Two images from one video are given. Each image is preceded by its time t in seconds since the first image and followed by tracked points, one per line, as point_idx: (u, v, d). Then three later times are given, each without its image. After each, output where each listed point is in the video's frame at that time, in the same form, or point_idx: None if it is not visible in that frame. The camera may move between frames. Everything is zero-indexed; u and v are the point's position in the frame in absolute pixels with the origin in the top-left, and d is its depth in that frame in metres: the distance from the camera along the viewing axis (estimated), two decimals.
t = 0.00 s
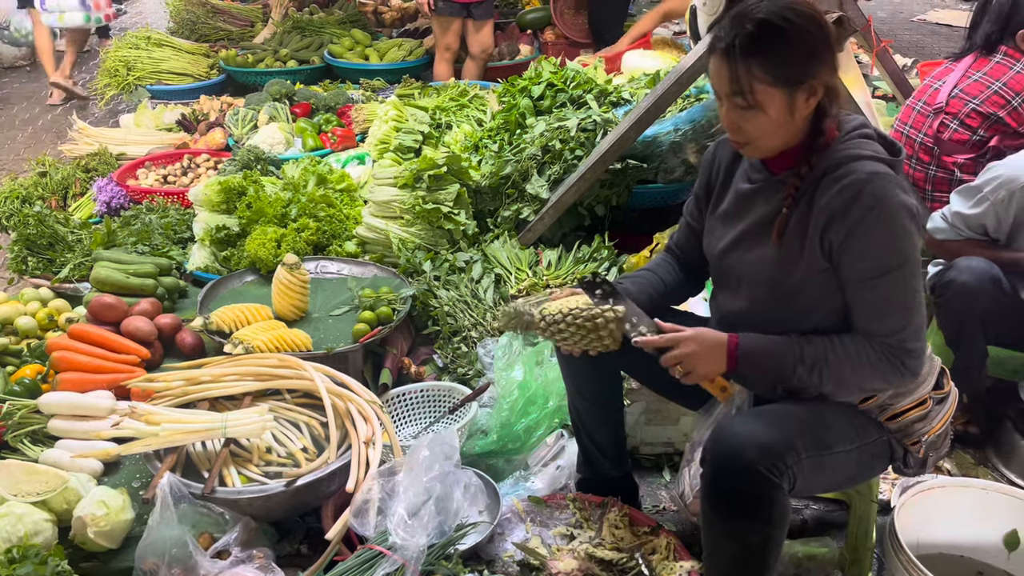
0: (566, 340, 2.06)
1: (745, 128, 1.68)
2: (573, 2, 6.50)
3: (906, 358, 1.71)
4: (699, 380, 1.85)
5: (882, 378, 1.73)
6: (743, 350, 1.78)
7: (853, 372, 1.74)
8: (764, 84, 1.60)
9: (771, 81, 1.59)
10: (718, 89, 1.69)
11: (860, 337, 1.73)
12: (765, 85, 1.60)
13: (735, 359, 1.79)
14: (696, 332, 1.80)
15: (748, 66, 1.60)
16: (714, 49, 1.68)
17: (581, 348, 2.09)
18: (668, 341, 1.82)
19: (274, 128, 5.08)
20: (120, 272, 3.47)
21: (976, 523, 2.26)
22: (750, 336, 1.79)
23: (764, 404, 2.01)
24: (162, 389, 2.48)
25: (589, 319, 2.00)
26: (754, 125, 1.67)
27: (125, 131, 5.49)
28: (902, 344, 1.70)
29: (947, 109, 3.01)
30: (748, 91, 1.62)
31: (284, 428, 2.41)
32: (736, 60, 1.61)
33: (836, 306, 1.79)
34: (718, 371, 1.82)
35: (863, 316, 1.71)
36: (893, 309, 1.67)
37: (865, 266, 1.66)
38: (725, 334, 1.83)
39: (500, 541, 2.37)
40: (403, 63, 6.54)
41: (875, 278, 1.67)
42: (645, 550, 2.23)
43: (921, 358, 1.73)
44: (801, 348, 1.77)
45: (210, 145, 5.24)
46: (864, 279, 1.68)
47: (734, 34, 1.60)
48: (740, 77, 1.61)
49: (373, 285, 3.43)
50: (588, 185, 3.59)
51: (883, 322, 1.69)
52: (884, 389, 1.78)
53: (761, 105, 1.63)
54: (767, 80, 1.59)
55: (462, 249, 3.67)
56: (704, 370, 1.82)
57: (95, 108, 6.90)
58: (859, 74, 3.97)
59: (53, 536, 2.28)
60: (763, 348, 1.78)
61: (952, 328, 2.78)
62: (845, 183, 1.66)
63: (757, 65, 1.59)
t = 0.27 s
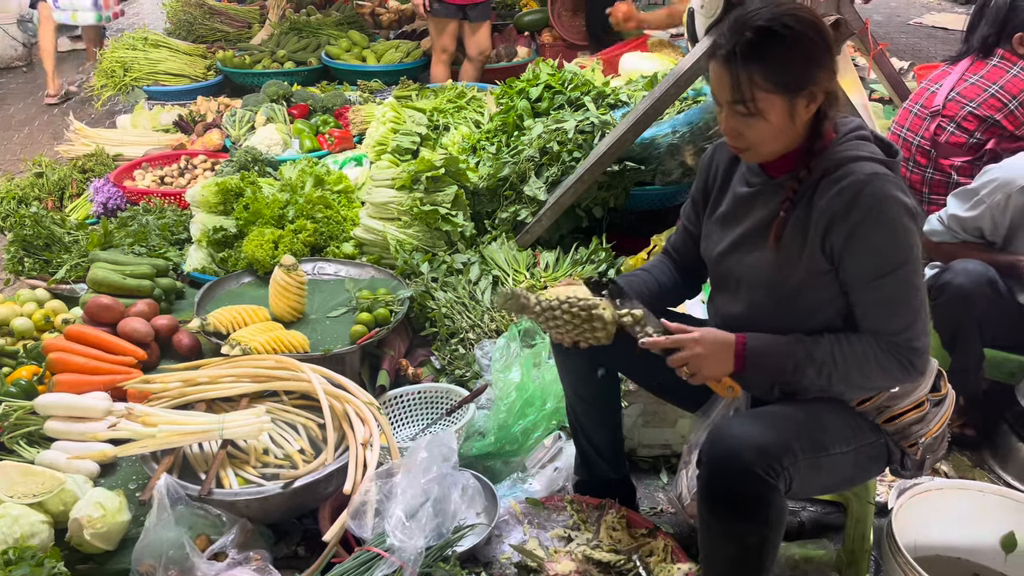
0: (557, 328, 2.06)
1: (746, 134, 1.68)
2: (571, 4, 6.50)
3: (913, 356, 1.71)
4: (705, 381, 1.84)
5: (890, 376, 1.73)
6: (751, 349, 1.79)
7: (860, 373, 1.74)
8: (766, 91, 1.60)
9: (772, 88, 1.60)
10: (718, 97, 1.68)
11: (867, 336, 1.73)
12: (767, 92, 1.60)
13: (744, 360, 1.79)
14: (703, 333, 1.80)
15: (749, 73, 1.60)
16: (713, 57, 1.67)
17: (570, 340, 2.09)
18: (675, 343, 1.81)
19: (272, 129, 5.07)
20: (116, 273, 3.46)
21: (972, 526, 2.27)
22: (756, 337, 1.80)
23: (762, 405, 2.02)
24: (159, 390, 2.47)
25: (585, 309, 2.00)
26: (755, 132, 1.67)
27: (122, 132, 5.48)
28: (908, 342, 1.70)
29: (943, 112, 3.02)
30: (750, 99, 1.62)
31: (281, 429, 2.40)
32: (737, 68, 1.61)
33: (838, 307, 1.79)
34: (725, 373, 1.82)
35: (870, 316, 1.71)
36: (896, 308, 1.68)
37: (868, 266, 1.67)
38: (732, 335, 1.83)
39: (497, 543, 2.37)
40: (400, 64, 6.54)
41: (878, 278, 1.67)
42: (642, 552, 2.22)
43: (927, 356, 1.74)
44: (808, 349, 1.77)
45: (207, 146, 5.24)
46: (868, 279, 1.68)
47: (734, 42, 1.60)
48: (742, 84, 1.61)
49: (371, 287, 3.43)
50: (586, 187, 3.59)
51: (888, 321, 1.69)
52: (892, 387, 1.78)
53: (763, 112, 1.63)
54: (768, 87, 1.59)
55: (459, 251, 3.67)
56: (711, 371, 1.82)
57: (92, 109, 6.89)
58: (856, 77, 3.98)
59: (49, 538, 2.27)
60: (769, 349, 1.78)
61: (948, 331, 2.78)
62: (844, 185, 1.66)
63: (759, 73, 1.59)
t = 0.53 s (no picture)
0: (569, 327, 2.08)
1: (750, 138, 1.70)
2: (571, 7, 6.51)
3: (905, 360, 1.73)
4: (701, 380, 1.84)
5: (883, 379, 1.74)
6: (746, 346, 1.79)
7: (853, 374, 1.75)
8: (770, 95, 1.61)
9: (777, 93, 1.61)
10: (721, 100, 1.69)
11: (862, 338, 1.74)
12: (772, 96, 1.61)
13: (738, 359, 1.79)
14: (699, 333, 1.80)
15: (753, 77, 1.61)
16: (718, 60, 1.68)
17: (580, 338, 2.10)
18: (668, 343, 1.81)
19: (272, 131, 5.08)
20: (117, 274, 3.47)
21: (972, 527, 2.27)
22: (751, 335, 1.81)
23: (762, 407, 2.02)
24: (160, 391, 2.47)
25: (595, 305, 2.02)
26: (759, 136, 1.69)
27: (122, 133, 5.48)
28: (902, 346, 1.72)
29: (942, 115, 3.03)
30: (754, 103, 1.63)
31: (283, 430, 2.40)
32: (742, 72, 1.62)
33: (834, 310, 1.80)
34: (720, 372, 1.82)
35: (865, 318, 1.73)
36: (893, 311, 1.69)
37: (864, 268, 1.68)
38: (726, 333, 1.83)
39: (498, 543, 2.38)
40: (400, 66, 6.54)
41: (875, 281, 1.68)
42: (643, 552, 2.23)
43: (919, 361, 1.76)
44: (803, 348, 1.78)
45: (207, 147, 5.24)
46: (864, 282, 1.69)
47: (738, 46, 1.61)
48: (746, 89, 1.62)
49: (371, 288, 3.43)
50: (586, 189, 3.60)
51: (884, 324, 1.71)
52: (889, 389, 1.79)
53: (767, 115, 1.64)
54: (772, 91, 1.61)
55: (460, 252, 3.68)
56: (706, 370, 1.82)
57: (92, 110, 6.89)
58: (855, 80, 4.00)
59: (50, 537, 2.27)
60: (764, 347, 1.79)
61: (947, 333, 2.79)
62: (845, 187, 1.67)
63: (763, 77, 1.60)
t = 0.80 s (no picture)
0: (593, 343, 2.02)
1: (756, 140, 1.71)
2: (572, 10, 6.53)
3: (871, 369, 1.75)
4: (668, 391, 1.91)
5: (849, 388, 1.77)
6: (711, 362, 1.83)
7: (819, 383, 1.77)
8: (777, 98, 1.63)
9: (784, 95, 1.62)
10: (727, 102, 1.70)
11: (834, 345, 1.76)
12: (778, 98, 1.62)
13: (703, 372, 1.84)
14: (659, 347, 1.86)
15: (760, 80, 1.62)
16: (724, 62, 1.69)
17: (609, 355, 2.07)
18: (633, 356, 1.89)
19: (273, 132, 5.09)
20: (119, 275, 3.47)
21: (971, 529, 2.28)
22: (717, 349, 1.84)
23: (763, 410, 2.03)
24: (163, 391, 2.47)
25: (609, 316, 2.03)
26: (765, 138, 1.70)
27: (124, 135, 5.49)
28: (869, 354, 1.74)
29: (942, 119, 3.04)
30: (761, 106, 1.65)
31: (284, 431, 2.41)
32: (748, 74, 1.63)
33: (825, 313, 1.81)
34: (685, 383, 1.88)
35: (842, 323, 1.74)
36: (873, 317, 1.70)
37: (856, 270, 1.68)
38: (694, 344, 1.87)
39: (499, 544, 2.38)
40: (401, 68, 6.55)
41: (858, 284, 1.69)
42: (644, 554, 2.24)
43: (886, 371, 1.77)
44: (767, 359, 1.81)
45: (209, 149, 5.25)
46: (851, 284, 1.70)
47: (745, 49, 1.62)
48: (753, 91, 1.64)
49: (372, 289, 3.44)
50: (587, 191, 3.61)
51: (859, 330, 1.72)
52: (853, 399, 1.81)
53: (773, 118, 1.65)
54: (779, 93, 1.62)
55: (461, 254, 3.68)
56: (671, 382, 1.88)
57: (94, 112, 6.90)
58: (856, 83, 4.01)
59: (53, 537, 2.28)
60: (728, 359, 1.82)
61: (946, 336, 2.80)
62: (844, 189, 1.67)
63: (770, 80, 1.61)
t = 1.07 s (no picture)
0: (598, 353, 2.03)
1: (765, 143, 1.72)
2: (573, 13, 6.55)
3: (876, 373, 1.74)
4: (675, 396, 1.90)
5: (855, 395, 1.76)
6: (717, 369, 1.82)
7: (823, 390, 1.77)
8: (788, 101, 1.63)
9: (795, 99, 1.63)
10: (738, 105, 1.71)
11: (839, 349, 1.76)
12: (789, 102, 1.63)
13: (709, 379, 1.83)
14: (663, 356, 1.85)
15: (771, 84, 1.63)
16: (734, 65, 1.70)
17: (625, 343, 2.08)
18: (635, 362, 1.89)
19: (275, 135, 5.10)
20: (123, 276, 3.48)
21: (971, 531, 2.29)
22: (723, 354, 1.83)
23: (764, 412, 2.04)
24: (165, 393, 2.49)
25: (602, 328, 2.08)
26: (774, 141, 1.70)
27: (126, 137, 5.50)
28: (876, 358, 1.73)
29: (943, 122, 3.05)
30: (772, 109, 1.65)
31: (287, 432, 2.42)
32: (759, 77, 1.64)
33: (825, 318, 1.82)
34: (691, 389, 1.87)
35: (846, 327, 1.74)
36: (878, 321, 1.71)
37: (859, 274, 1.69)
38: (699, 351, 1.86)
39: (500, 546, 2.38)
40: (403, 71, 6.57)
41: (861, 289, 1.70)
42: (645, 555, 2.25)
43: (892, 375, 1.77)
44: (771, 368, 1.81)
45: (211, 151, 5.26)
46: (855, 289, 1.71)
47: (756, 52, 1.63)
48: (765, 95, 1.64)
49: (375, 292, 3.45)
50: (589, 194, 3.62)
51: (864, 334, 1.72)
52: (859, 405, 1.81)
53: (784, 121, 1.66)
54: (791, 97, 1.63)
55: (463, 256, 3.69)
56: (677, 389, 1.87)
57: (95, 114, 6.91)
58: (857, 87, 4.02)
59: (56, 537, 2.28)
60: (733, 367, 1.82)
61: (946, 339, 2.81)
62: (848, 195, 1.69)
63: (781, 83, 1.62)
